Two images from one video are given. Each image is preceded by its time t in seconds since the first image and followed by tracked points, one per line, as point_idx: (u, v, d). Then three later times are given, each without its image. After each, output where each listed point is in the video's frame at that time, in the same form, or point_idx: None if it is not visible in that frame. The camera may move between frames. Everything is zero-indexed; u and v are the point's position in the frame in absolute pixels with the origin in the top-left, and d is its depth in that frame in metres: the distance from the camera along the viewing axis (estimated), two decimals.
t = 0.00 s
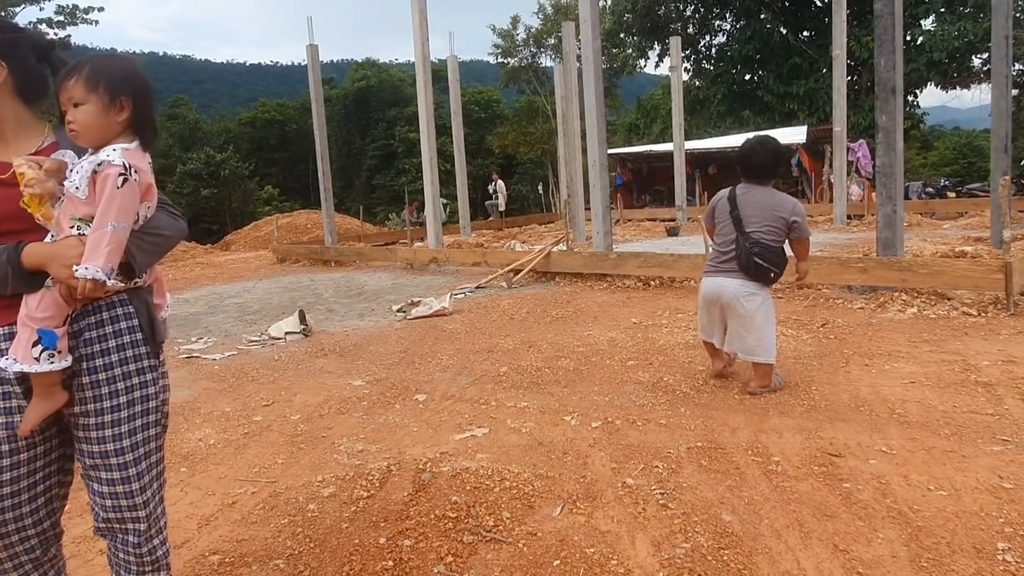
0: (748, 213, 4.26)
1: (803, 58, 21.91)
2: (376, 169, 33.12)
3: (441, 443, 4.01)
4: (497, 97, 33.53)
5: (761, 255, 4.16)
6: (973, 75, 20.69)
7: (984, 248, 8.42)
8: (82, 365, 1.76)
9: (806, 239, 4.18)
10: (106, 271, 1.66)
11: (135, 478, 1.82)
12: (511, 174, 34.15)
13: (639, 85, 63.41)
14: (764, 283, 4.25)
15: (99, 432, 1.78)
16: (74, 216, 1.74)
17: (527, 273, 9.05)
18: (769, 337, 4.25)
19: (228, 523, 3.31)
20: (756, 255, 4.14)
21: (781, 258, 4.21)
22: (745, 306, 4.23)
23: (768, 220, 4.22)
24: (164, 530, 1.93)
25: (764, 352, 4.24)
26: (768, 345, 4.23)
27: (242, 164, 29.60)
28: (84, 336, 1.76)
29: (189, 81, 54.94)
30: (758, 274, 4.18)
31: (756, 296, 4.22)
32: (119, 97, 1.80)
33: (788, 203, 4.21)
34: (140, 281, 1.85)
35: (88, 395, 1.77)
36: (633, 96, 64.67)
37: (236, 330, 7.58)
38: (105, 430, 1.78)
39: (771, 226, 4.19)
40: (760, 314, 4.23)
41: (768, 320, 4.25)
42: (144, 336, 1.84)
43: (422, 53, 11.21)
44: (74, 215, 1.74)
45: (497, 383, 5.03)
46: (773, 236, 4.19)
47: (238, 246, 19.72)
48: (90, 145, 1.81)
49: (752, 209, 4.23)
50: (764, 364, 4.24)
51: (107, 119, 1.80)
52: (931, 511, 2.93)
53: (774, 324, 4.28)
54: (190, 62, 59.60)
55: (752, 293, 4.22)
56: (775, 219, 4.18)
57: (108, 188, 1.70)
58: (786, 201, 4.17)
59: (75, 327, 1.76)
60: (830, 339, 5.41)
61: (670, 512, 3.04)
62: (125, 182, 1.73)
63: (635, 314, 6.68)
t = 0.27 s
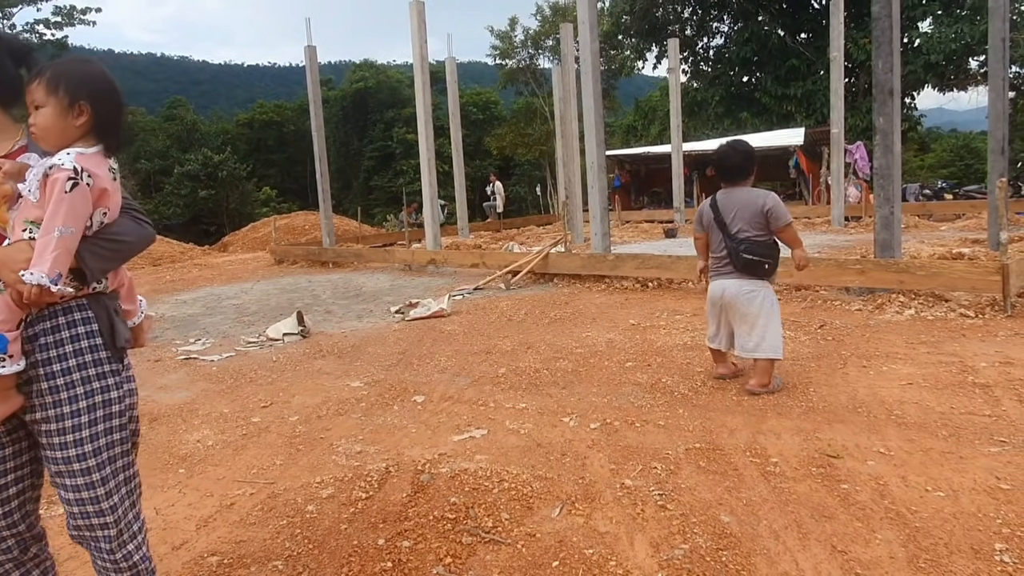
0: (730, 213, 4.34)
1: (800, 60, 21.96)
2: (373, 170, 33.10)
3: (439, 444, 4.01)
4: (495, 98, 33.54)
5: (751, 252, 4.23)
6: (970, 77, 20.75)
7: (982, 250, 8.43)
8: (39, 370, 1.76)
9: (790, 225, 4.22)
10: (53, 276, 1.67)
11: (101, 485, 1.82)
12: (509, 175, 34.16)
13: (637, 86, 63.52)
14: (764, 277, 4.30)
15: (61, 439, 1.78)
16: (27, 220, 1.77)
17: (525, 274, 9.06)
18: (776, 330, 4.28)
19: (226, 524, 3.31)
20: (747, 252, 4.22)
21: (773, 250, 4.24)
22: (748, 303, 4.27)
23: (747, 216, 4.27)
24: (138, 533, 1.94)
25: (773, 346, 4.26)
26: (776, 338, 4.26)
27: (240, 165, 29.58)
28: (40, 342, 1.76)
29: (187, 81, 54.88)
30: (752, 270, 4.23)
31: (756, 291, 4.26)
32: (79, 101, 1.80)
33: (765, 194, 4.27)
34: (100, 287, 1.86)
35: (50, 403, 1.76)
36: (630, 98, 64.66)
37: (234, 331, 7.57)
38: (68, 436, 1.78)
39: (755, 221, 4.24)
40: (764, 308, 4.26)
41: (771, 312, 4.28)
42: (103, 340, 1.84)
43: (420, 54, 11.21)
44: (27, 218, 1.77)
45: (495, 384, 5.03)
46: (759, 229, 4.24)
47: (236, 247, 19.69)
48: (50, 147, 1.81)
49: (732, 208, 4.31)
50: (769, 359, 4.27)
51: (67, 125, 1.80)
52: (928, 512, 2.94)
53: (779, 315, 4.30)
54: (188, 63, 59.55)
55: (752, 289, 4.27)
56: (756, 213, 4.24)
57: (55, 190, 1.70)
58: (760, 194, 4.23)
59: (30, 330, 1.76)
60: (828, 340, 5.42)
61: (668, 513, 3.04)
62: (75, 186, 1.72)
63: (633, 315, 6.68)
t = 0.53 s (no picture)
0: (718, 219, 4.48)
1: (798, 62, 21.99)
2: (372, 172, 33.12)
3: (438, 446, 4.01)
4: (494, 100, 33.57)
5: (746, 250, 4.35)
6: (968, 79, 20.80)
7: (980, 252, 8.45)
8: None
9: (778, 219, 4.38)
10: None
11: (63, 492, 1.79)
12: (508, 177, 34.19)
13: (636, 88, 63.57)
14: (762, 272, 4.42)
15: (17, 448, 1.75)
16: None
17: (524, 276, 9.06)
18: (785, 320, 4.40)
19: (224, 527, 3.31)
20: (743, 250, 4.33)
21: (767, 245, 4.37)
22: (753, 300, 4.36)
23: (735, 217, 4.41)
24: (107, 546, 1.88)
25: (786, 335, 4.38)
26: (786, 327, 4.38)
27: (239, 167, 29.59)
28: None
29: (186, 83, 54.91)
30: (752, 266, 4.34)
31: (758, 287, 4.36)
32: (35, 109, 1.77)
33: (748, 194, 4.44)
34: (53, 296, 1.81)
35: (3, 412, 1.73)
36: (629, 99, 64.75)
37: (233, 333, 7.57)
38: (24, 447, 1.74)
39: (744, 220, 4.39)
40: (769, 302, 4.37)
41: (774, 305, 4.39)
42: (55, 351, 1.80)
43: (419, 56, 11.23)
44: None
45: (493, 385, 5.03)
46: (749, 228, 4.38)
47: (234, 249, 19.70)
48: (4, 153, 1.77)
49: (720, 212, 4.45)
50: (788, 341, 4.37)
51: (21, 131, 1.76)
52: (927, 513, 2.94)
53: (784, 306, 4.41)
54: (187, 65, 59.58)
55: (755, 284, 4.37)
56: (744, 212, 4.39)
57: None
58: (743, 194, 4.40)
59: None
60: (826, 342, 5.43)
61: (667, 515, 3.04)
62: (10, 194, 1.62)
63: (632, 317, 6.69)
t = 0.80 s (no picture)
0: (733, 217, 4.49)
1: (798, 62, 21.99)
2: (372, 173, 33.12)
3: (437, 447, 4.00)
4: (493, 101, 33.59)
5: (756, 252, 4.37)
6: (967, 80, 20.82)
7: (979, 251, 8.46)
8: None
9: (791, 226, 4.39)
10: None
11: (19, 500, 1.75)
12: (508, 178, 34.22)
13: (635, 89, 63.62)
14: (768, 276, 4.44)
15: None
16: None
17: (523, 277, 9.06)
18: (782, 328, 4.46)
19: (224, 527, 3.30)
20: (754, 252, 4.35)
21: (777, 250, 4.38)
22: (756, 303, 4.39)
23: (750, 218, 4.41)
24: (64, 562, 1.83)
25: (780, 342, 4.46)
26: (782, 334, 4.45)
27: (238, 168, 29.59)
28: None
29: (185, 84, 54.95)
30: (759, 269, 4.36)
31: (763, 290, 4.39)
32: None
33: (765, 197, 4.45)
34: (25, 298, 1.81)
35: None
36: (628, 100, 64.78)
37: (232, 334, 7.57)
38: None
39: (757, 222, 4.40)
40: (772, 305, 4.40)
41: (776, 311, 4.42)
42: (19, 351, 1.79)
43: (419, 56, 11.23)
44: None
45: (493, 386, 5.03)
46: (763, 231, 4.40)
47: (233, 250, 19.70)
48: None
49: (735, 212, 4.46)
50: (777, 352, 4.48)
51: None
52: (926, 512, 2.94)
53: (785, 312, 4.44)
54: (186, 66, 59.63)
55: (760, 288, 4.39)
56: (759, 214, 4.39)
57: None
58: (762, 196, 4.40)
59: None
60: (825, 342, 5.43)
61: (666, 515, 3.05)
62: None
63: (631, 317, 6.69)
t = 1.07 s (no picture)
0: (764, 215, 4.54)
1: (798, 63, 21.99)
2: (372, 174, 33.13)
3: (438, 448, 4.00)
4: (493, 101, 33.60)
5: (779, 254, 4.44)
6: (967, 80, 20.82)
7: (980, 251, 8.45)
8: None
9: (818, 236, 4.42)
10: None
11: None
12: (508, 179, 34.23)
13: (635, 89, 63.58)
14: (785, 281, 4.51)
15: None
16: None
17: (524, 277, 9.06)
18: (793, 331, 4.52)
19: (225, 528, 3.30)
20: (776, 254, 4.42)
21: (798, 257, 4.45)
22: (770, 302, 4.48)
23: (783, 221, 4.46)
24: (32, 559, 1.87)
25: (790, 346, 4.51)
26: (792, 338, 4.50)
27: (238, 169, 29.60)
28: None
29: (185, 85, 54.97)
30: (778, 272, 4.44)
31: (778, 291, 4.48)
32: None
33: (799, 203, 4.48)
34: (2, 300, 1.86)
35: None
36: (628, 101, 64.76)
37: (233, 335, 7.57)
38: None
39: (786, 226, 4.45)
40: (785, 308, 4.49)
41: (788, 315, 4.50)
42: None
43: (419, 57, 11.22)
44: None
45: (494, 387, 5.02)
46: (790, 235, 4.44)
47: (234, 251, 19.70)
48: None
49: (768, 211, 4.50)
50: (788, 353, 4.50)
51: None
52: (927, 512, 2.94)
53: (796, 318, 4.52)
54: (186, 67, 59.64)
55: (776, 289, 4.47)
56: (790, 218, 4.43)
57: None
58: (797, 202, 4.43)
59: None
60: (827, 342, 5.42)
61: (668, 515, 3.04)
62: None
63: (632, 318, 6.68)
